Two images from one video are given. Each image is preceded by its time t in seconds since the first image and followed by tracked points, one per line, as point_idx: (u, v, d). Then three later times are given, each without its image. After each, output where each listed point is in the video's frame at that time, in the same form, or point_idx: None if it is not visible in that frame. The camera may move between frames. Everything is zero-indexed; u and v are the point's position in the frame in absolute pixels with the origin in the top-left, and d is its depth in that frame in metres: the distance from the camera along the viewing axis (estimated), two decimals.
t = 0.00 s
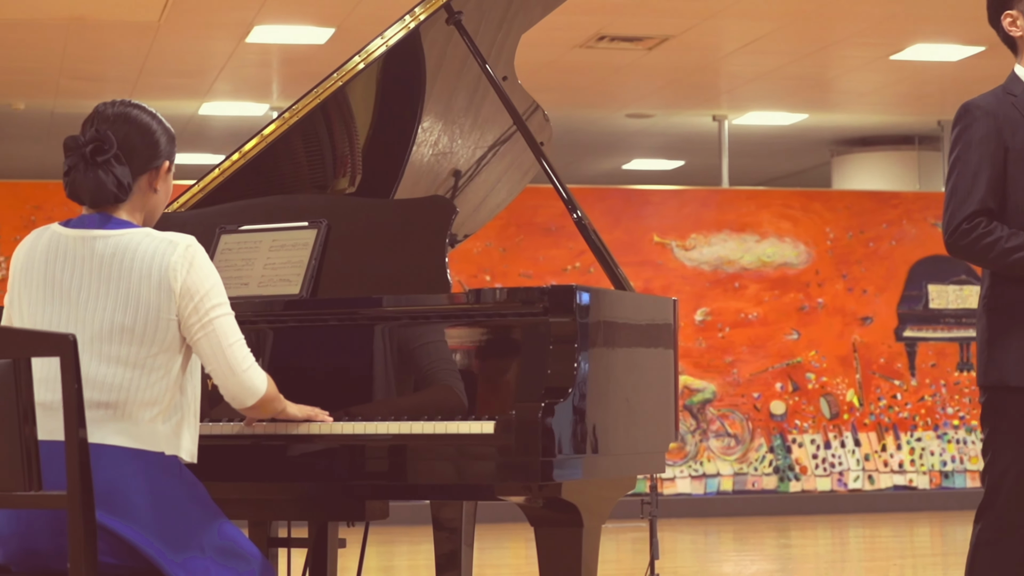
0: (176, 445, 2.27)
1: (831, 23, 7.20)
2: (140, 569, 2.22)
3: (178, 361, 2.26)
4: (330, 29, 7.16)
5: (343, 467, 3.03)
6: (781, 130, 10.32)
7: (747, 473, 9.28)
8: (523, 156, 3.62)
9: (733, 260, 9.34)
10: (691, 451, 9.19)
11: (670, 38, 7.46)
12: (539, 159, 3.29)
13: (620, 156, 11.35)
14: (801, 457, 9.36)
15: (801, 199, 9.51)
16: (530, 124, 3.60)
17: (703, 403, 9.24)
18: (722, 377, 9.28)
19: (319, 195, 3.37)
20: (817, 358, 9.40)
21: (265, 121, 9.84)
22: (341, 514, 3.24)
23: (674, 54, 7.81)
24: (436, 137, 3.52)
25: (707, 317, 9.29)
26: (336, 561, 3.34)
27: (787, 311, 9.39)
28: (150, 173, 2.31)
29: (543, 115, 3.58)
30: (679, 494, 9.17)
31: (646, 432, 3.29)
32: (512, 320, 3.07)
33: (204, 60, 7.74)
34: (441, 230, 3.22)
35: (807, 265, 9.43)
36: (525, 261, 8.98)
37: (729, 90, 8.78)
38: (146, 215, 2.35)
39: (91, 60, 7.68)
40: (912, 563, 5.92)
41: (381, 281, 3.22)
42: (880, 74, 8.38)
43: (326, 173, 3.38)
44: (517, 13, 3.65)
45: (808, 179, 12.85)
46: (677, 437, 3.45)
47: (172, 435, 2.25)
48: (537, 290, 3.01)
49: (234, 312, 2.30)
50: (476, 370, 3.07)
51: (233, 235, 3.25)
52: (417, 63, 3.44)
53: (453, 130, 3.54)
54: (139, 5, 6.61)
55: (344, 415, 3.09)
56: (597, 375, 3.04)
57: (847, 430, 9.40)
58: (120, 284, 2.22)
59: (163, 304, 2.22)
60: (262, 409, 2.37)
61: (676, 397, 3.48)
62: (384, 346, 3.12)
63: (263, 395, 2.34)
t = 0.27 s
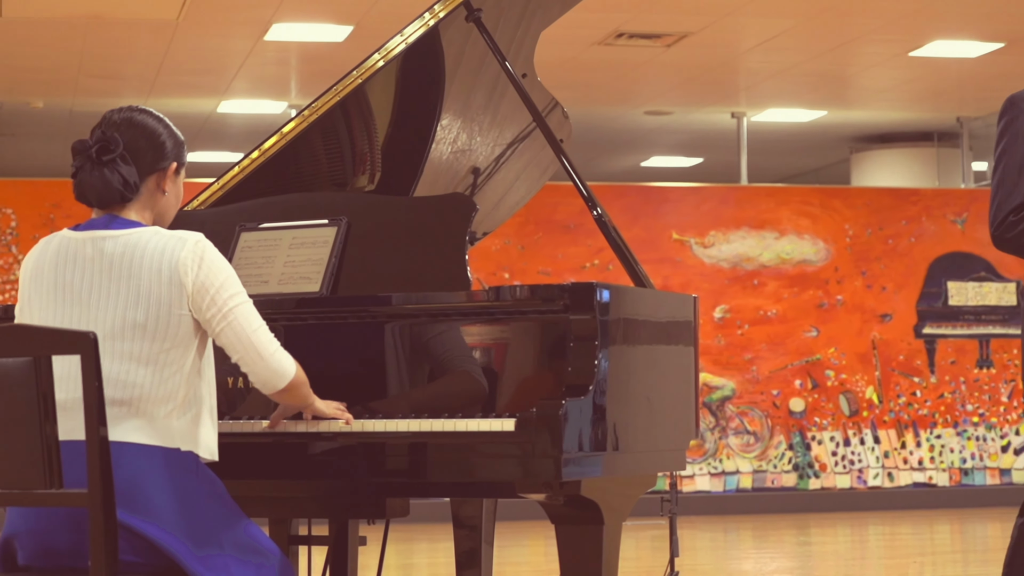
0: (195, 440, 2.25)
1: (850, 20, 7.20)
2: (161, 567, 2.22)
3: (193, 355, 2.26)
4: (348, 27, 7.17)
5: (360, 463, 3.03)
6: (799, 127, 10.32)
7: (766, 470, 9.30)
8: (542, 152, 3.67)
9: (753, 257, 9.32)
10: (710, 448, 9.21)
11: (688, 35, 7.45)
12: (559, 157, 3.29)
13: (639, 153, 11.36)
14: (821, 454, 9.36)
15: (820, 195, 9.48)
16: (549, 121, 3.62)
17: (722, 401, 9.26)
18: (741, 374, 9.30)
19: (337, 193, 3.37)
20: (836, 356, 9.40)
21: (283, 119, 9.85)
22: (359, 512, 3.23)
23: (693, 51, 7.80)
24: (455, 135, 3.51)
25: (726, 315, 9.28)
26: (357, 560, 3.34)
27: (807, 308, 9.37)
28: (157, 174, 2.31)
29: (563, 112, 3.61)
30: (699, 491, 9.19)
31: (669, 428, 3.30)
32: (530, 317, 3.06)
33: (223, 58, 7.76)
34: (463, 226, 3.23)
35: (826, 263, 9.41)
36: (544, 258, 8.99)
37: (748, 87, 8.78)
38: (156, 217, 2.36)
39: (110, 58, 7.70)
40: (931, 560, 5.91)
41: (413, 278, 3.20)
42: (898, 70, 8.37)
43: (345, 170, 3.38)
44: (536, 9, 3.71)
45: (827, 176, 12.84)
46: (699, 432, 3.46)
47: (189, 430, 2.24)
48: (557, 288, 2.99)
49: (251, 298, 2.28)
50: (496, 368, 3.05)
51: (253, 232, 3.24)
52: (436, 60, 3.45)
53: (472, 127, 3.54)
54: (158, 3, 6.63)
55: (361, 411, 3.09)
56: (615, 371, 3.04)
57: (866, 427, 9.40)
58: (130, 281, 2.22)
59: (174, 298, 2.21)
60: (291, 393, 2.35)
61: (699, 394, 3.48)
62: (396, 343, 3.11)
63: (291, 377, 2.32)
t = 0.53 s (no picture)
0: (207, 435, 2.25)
1: (866, 17, 7.19)
2: (177, 566, 2.18)
3: (208, 347, 2.24)
4: (366, 25, 7.19)
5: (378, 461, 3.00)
6: (816, 124, 10.32)
7: (784, 468, 9.30)
8: (561, 150, 3.69)
9: (770, 255, 9.33)
10: (728, 446, 9.23)
11: (705, 32, 7.46)
12: (577, 154, 3.29)
13: (657, 151, 11.36)
14: (839, 451, 9.36)
15: (838, 192, 9.47)
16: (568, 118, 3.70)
17: (740, 399, 9.27)
18: (759, 372, 9.30)
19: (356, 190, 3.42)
20: (854, 353, 9.39)
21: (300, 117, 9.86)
22: (378, 510, 3.23)
23: (710, 49, 7.80)
24: (472, 133, 3.54)
25: (743, 312, 9.28)
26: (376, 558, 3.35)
27: (824, 305, 9.37)
28: (166, 178, 2.29)
29: (580, 109, 3.68)
30: (717, 489, 9.22)
31: (689, 424, 3.31)
32: (549, 314, 3.05)
33: (241, 57, 7.78)
34: (482, 224, 3.25)
35: (843, 260, 9.40)
36: (561, 256, 9.02)
37: (765, 84, 8.77)
38: (166, 221, 2.34)
39: (127, 57, 7.72)
40: (950, 558, 5.91)
41: (439, 275, 3.22)
42: (915, 67, 8.36)
43: (364, 169, 3.42)
44: (552, 9, 3.75)
45: (845, 173, 12.82)
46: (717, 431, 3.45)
47: (204, 424, 2.24)
48: (576, 286, 2.99)
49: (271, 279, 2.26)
50: (515, 367, 3.02)
51: (271, 230, 3.24)
52: (454, 58, 3.47)
53: (490, 125, 3.56)
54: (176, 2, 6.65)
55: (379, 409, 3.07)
56: (635, 370, 3.03)
57: (884, 425, 9.38)
58: (142, 278, 2.20)
59: (188, 292, 2.20)
60: (328, 362, 2.33)
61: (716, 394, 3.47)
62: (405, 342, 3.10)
63: (329, 340, 2.29)
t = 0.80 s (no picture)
0: (222, 434, 2.26)
1: (883, 14, 7.19)
2: (197, 565, 2.19)
3: (222, 347, 2.25)
4: (382, 25, 7.20)
5: (396, 460, 2.99)
6: (833, 121, 10.31)
7: (801, 466, 9.30)
8: (579, 148, 3.71)
9: (788, 253, 9.35)
10: (745, 444, 9.25)
11: (722, 30, 7.45)
12: (595, 152, 3.29)
13: (673, 149, 11.36)
14: (857, 449, 9.35)
15: (855, 190, 9.48)
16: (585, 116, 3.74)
17: (758, 397, 9.29)
18: (776, 370, 9.32)
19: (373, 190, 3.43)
20: (872, 351, 9.39)
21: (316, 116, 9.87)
22: (397, 508, 3.23)
23: (727, 46, 7.80)
24: (489, 131, 3.56)
25: (761, 310, 9.30)
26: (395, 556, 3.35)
27: (841, 303, 9.38)
28: (178, 185, 2.29)
29: (598, 107, 3.72)
30: (734, 487, 9.23)
31: (708, 423, 3.30)
32: (569, 313, 3.03)
33: (257, 56, 7.80)
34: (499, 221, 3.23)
35: (861, 258, 9.42)
36: (578, 254, 9.05)
37: (782, 82, 8.77)
38: (180, 228, 2.34)
39: (143, 56, 7.74)
40: (967, 556, 5.90)
41: (462, 271, 3.21)
42: (932, 64, 8.35)
43: (382, 168, 3.43)
44: (568, 9, 3.77)
45: (861, 171, 12.81)
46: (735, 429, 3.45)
47: (218, 423, 2.25)
48: (595, 284, 2.97)
49: (280, 283, 2.25)
50: (533, 364, 3.02)
51: (290, 229, 3.25)
52: (472, 56, 3.50)
53: (506, 123, 3.58)
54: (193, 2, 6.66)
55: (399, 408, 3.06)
56: (653, 368, 3.01)
57: (902, 423, 9.38)
58: (154, 280, 2.21)
59: (199, 294, 2.20)
60: (333, 368, 2.31)
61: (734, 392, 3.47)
62: (414, 343, 3.09)
63: (333, 346, 2.28)
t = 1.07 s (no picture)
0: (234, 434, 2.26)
1: (898, 12, 7.19)
2: (219, 566, 2.18)
3: (232, 348, 2.25)
4: (397, 24, 7.21)
5: (412, 461, 2.97)
6: (849, 119, 10.30)
7: (818, 465, 9.32)
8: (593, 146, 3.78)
9: (804, 251, 9.36)
10: (762, 443, 9.27)
11: (738, 28, 7.45)
12: (612, 150, 3.30)
13: (689, 148, 11.36)
14: (873, 448, 9.35)
15: (871, 188, 9.49)
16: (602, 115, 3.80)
17: (774, 395, 9.29)
18: (792, 368, 9.32)
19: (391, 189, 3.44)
20: (888, 349, 9.38)
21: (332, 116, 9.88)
22: (414, 507, 3.23)
23: (743, 45, 7.80)
24: (506, 130, 3.58)
25: (777, 309, 9.32)
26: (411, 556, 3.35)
27: (858, 301, 9.38)
28: (190, 194, 2.29)
29: (614, 107, 3.77)
30: (751, 486, 9.26)
31: (726, 423, 3.30)
32: (585, 311, 3.03)
33: (273, 56, 7.81)
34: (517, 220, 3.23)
35: (877, 256, 9.42)
36: (594, 253, 9.08)
37: (797, 80, 8.77)
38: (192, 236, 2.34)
39: (159, 56, 7.76)
40: (985, 555, 5.89)
41: (484, 269, 3.21)
42: (948, 62, 8.34)
43: (398, 167, 3.43)
44: (584, 8, 3.80)
45: (877, 169, 12.79)
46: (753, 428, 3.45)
47: (227, 425, 2.24)
48: (612, 282, 2.96)
49: (282, 295, 2.24)
50: (550, 363, 3.01)
51: (306, 229, 3.25)
52: (489, 56, 3.52)
53: (523, 122, 3.61)
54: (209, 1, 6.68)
55: (416, 406, 3.04)
56: (669, 367, 2.99)
57: (919, 421, 9.37)
58: (163, 282, 2.21)
59: (209, 295, 2.20)
60: (330, 380, 2.29)
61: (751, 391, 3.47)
62: (422, 342, 3.07)
63: (326, 362, 2.26)
